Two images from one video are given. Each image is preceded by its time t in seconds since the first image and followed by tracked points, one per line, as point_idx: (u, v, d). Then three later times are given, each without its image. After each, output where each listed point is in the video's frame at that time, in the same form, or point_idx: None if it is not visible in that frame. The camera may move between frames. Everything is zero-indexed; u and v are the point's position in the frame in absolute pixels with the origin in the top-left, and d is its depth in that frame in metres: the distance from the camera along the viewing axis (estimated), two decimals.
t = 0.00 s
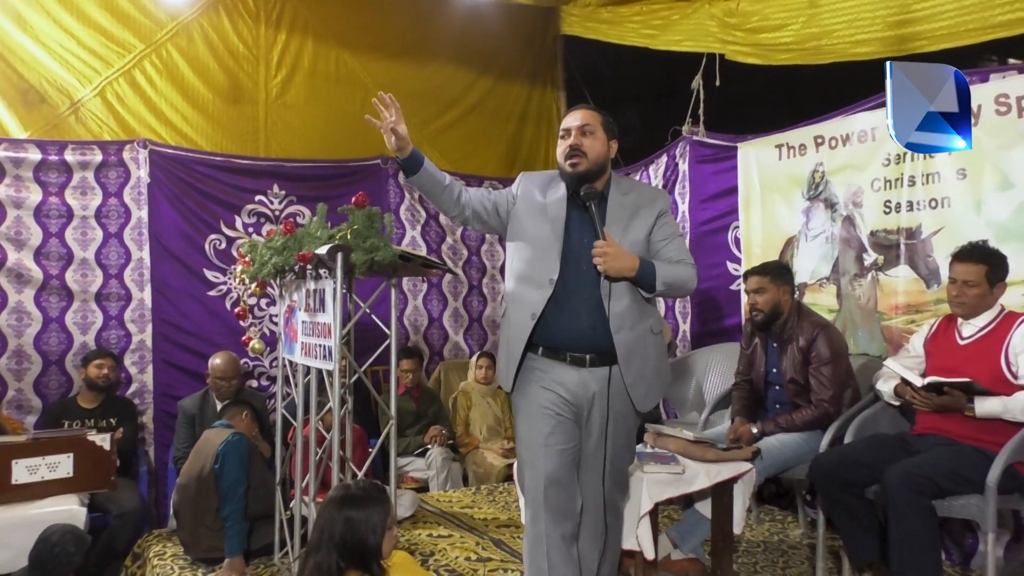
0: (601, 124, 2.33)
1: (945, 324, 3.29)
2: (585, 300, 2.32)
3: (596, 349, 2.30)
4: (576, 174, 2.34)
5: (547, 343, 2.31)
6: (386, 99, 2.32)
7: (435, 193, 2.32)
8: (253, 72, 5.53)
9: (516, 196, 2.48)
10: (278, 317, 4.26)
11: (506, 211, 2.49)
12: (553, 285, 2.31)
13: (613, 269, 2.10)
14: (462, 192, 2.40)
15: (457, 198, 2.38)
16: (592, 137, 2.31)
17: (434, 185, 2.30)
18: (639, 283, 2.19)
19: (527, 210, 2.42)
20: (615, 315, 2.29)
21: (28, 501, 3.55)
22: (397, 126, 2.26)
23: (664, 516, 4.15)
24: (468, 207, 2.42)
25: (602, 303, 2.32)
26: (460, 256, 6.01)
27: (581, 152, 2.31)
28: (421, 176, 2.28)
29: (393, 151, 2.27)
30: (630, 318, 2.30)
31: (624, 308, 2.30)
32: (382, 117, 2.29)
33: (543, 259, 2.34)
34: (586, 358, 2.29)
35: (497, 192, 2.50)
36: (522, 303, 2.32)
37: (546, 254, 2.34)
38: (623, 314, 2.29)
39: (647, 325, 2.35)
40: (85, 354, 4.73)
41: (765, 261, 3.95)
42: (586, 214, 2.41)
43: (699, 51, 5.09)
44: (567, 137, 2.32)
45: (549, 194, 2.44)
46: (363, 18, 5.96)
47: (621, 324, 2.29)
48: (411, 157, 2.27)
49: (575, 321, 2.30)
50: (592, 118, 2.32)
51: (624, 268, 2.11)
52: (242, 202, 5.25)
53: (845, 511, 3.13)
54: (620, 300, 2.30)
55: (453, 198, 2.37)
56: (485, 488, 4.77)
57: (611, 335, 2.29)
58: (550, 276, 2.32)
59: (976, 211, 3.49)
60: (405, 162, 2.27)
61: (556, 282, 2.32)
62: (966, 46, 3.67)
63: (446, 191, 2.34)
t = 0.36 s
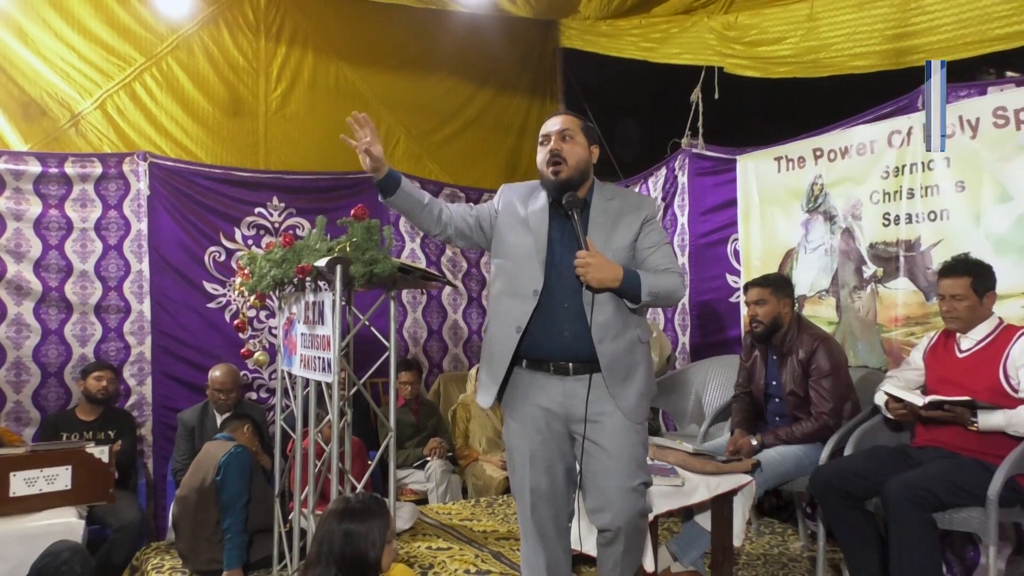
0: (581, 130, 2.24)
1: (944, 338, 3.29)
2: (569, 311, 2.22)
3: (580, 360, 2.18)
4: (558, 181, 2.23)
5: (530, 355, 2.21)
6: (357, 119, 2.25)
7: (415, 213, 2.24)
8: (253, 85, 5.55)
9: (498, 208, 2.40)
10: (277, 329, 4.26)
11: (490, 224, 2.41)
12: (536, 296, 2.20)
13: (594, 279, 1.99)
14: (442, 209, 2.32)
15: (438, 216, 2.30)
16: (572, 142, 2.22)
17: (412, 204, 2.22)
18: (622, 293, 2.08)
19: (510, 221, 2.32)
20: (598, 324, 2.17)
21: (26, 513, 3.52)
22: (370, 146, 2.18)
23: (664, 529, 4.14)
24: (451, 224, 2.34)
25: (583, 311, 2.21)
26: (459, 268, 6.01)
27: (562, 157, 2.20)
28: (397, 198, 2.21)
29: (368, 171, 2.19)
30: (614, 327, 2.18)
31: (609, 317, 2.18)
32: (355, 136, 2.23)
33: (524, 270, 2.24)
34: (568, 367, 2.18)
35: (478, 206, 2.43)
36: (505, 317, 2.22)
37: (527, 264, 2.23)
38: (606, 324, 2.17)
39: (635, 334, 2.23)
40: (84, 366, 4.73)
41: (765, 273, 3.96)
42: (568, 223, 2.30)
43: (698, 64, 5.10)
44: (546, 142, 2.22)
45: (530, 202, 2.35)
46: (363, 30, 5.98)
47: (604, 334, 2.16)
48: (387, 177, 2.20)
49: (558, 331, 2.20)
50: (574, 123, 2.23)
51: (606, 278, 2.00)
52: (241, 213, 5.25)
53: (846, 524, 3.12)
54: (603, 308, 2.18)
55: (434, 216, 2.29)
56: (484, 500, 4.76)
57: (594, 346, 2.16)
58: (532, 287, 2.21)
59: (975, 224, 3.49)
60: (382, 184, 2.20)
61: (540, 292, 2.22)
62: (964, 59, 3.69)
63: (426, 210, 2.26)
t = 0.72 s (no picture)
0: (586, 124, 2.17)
1: (941, 343, 3.27)
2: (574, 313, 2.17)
3: (581, 363, 2.10)
4: (561, 177, 2.17)
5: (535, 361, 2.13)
6: (344, 161, 2.35)
7: (421, 232, 2.31)
8: (253, 87, 5.55)
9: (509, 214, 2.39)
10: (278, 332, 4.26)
11: (504, 230, 2.40)
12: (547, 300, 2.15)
13: (593, 279, 1.87)
14: (449, 223, 2.36)
15: (444, 232, 2.35)
16: (575, 138, 2.15)
17: (414, 226, 2.30)
18: (625, 292, 1.95)
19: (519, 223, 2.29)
20: (597, 325, 2.07)
21: (27, 515, 3.54)
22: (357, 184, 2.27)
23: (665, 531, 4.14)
24: (464, 235, 2.37)
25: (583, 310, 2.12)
26: (460, 270, 6.01)
27: (563, 153, 2.15)
28: (399, 222, 2.29)
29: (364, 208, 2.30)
30: (616, 327, 2.07)
31: (611, 316, 2.08)
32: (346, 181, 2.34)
33: (535, 271, 2.19)
34: (566, 371, 2.10)
35: (491, 214, 2.43)
36: (518, 321, 2.18)
37: (536, 266, 2.19)
38: (608, 323, 2.07)
39: (642, 333, 2.10)
40: (84, 368, 4.73)
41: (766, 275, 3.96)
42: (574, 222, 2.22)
43: (698, 66, 5.10)
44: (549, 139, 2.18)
45: (539, 203, 2.31)
46: (364, 32, 5.98)
47: (606, 334, 2.06)
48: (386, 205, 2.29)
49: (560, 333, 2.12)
50: (578, 118, 2.17)
51: (605, 278, 1.87)
52: (242, 215, 5.25)
53: (847, 526, 3.12)
54: (605, 307, 2.08)
55: (443, 232, 2.34)
56: (484, 502, 4.76)
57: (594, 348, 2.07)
58: (542, 289, 2.17)
59: (976, 227, 3.50)
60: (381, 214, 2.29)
61: (549, 293, 2.16)
62: (964, 61, 3.69)
63: (430, 229, 2.32)
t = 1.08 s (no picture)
0: (620, 121, 2.08)
1: (937, 344, 3.27)
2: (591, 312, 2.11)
3: (597, 367, 2.00)
4: (587, 175, 2.10)
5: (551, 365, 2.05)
6: (392, 164, 2.35)
7: (470, 235, 2.30)
8: (253, 87, 5.55)
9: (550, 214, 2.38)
10: (278, 332, 4.25)
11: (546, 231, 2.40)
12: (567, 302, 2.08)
13: (603, 277, 1.78)
14: (494, 225, 2.36)
15: (490, 234, 2.34)
16: (606, 136, 2.07)
17: (463, 227, 2.29)
18: (640, 291, 1.84)
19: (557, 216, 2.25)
20: (610, 328, 1.96)
21: (26, 515, 3.51)
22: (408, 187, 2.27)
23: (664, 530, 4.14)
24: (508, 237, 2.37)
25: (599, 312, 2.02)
26: (460, 270, 6.02)
27: (591, 150, 2.08)
28: (449, 224, 2.28)
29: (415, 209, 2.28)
30: (633, 329, 1.95)
31: (627, 318, 1.96)
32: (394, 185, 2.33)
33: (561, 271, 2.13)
34: (583, 375, 2.02)
35: (532, 215, 2.43)
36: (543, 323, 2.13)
37: (561, 266, 2.13)
38: (622, 326, 1.95)
39: (664, 336, 1.96)
40: (84, 368, 4.73)
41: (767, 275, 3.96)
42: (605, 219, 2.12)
43: (698, 66, 5.10)
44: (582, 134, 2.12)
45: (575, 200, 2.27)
46: (363, 32, 5.98)
47: (622, 336, 1.95)
48: (435, 206, 2.27)
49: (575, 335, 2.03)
50: (614, 113, 2.08)
51: (616, 276, 1.78)
52: (241, 215, 5.25)
53: (847, 526, 3.12)
54: (621, 308, 1.97)
55: (489, 235, 2.34)
56: (484, 502, 4.76)
57: (608, 351, 1.96)
58: (565, 288, 2.10)
59: (975, 226, 3.50)
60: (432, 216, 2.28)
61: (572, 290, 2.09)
62: (963, 61, 3.69)
63: (478, 231, 2.32)
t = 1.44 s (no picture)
0: (638, 117, 2.08)
1: (937, 343, 3.27)
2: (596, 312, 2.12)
3: (598, 367, 2.00)
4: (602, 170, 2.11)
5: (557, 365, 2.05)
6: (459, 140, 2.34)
7: (510, 228, 2.35)
8: (253, 87, 5.55)
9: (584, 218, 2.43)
10: (278, 331, 4.25)
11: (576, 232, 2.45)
12: (576, 303, 2.09)
13: (597, 274, 1.80)
14: (535, 221, 2.41)
15: (529, 229, 2.39)
16: (623, 131, 2.07)
17: (511, 219, 2.33)
18: (634, 289, 1.83)
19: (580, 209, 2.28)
20: (609, 330, 1.94)
21: (26, 514, 3.51)
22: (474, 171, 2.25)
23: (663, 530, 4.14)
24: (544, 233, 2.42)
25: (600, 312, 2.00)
26: (459, 269, 6.03)
27: (606, 146, 2.09)
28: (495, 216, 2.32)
29: (474, 190, 2.29)
30: (630, 332, 1.92)
31: (627, 321, 1.93)
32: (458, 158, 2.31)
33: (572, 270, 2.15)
34: (585, 374, 2.03)
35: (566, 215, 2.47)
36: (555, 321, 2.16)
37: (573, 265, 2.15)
38: (622, 328, 1.92)
39: (665, 340, 1.91)
40: (84, 367, 4.73)
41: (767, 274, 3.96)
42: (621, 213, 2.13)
43: (698, 66, 5.10)
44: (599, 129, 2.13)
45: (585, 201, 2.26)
46: (363, 32, 5.98)
47: (621, 338, 1.92)
48: (489, 195, 2.29)
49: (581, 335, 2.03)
50: (633, 109, 2.08)
51: (608, 274, 1.79)
52: (241, 215, 5.26)
53: (846, 526, 3.12)
54: (620, 309, 1.94)
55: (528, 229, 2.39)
56: (484, 501, 4.76)
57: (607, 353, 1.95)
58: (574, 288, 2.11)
59: (975, 226, 3.49)
60: (485, 200, 2.30)
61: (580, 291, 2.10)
62: (964, 61, 3.69)
63: (520, 224, 2.36)
